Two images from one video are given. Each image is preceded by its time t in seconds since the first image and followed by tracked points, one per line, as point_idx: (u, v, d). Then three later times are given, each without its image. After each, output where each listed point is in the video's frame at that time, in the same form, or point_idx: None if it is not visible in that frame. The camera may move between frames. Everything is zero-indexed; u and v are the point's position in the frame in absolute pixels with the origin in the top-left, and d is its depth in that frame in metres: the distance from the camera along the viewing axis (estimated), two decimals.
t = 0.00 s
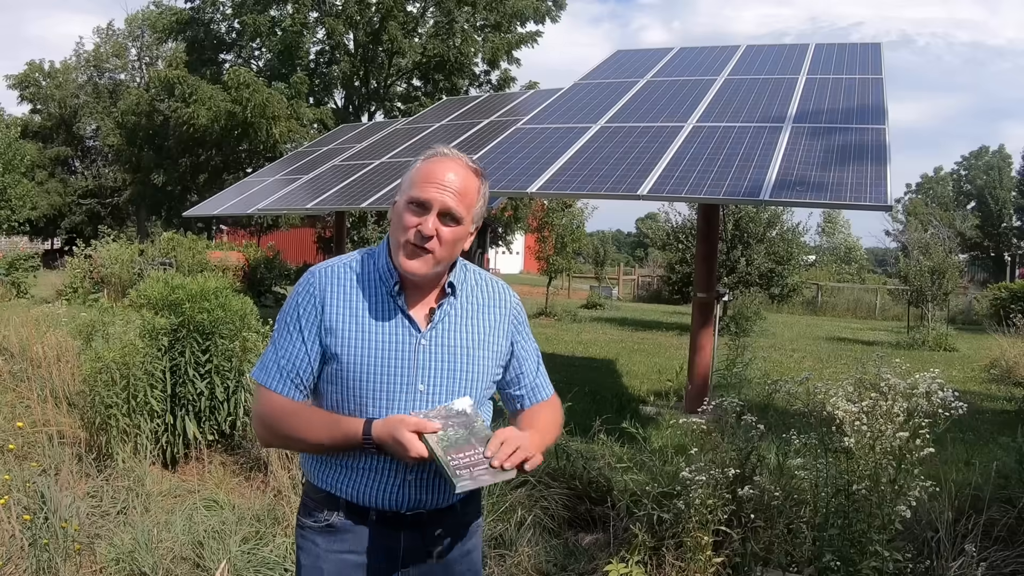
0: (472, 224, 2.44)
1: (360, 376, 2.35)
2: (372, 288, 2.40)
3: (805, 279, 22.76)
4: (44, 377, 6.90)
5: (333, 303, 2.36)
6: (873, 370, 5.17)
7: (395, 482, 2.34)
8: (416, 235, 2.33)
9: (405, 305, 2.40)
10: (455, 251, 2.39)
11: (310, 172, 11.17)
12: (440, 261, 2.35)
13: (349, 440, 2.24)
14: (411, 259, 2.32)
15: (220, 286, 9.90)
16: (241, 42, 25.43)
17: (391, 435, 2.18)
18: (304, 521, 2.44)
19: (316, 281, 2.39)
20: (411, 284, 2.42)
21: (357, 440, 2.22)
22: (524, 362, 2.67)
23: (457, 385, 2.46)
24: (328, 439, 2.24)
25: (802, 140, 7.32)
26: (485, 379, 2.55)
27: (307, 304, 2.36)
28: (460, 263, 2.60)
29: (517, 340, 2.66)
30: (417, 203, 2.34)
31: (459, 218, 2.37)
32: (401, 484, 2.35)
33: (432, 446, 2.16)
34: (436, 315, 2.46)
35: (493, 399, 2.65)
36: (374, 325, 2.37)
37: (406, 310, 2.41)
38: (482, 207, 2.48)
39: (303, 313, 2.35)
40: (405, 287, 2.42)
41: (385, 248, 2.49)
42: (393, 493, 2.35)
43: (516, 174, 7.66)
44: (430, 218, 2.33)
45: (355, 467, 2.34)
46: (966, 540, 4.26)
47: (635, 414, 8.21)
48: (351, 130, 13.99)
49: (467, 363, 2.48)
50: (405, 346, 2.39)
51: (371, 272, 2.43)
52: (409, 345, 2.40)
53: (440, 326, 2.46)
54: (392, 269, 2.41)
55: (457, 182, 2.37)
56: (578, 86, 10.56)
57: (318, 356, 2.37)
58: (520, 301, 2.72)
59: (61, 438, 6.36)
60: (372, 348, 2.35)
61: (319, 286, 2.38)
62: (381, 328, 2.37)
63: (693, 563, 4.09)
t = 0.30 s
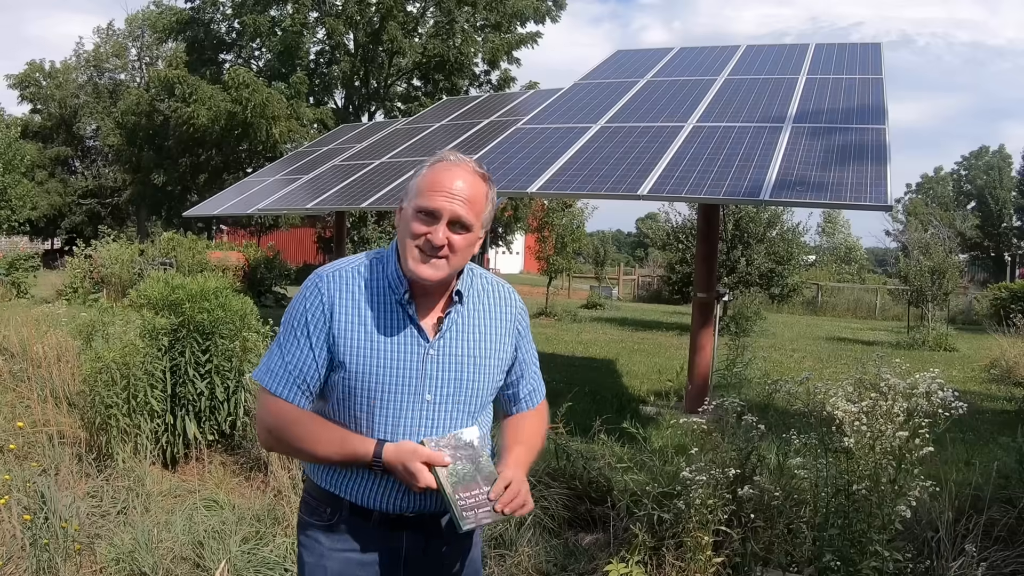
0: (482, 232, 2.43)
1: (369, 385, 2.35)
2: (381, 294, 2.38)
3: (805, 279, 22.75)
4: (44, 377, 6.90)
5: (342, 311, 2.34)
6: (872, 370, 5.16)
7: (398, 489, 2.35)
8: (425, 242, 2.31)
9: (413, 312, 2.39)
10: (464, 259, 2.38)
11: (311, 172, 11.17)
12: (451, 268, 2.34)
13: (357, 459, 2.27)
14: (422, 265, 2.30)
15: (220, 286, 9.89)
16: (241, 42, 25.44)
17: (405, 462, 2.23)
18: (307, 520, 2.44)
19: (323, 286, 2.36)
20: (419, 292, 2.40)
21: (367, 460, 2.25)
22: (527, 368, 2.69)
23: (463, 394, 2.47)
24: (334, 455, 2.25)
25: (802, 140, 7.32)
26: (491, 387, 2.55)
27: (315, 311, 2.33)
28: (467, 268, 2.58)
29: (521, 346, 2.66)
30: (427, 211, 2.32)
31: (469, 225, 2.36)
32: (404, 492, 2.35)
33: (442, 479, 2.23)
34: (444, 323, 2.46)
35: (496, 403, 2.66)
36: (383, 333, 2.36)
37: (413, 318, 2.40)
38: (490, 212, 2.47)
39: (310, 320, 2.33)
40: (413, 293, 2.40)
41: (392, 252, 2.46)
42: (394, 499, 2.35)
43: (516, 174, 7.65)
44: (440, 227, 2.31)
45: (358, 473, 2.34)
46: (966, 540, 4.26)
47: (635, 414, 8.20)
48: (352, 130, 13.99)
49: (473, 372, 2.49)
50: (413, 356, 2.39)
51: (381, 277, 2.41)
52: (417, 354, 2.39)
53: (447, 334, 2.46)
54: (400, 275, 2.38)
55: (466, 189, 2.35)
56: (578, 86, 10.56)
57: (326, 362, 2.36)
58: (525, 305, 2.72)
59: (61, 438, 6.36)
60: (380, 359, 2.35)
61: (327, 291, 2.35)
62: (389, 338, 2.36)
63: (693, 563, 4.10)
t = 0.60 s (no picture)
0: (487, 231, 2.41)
1: (371, 381, 2.35)
2: (383, 291, 2.39)
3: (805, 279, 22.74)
4: (44, 377, 6.89)
5: (345, 307, 2.35)
6: (872, 370, 5.16)
7: (404, 482, 2.35)
8: (442, 257, 2.29)
9: (413, 308, 2.40)
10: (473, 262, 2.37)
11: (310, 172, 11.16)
12: (462, 274, 2.34)
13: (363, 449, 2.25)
14: (439, 276, 2.30)
15: (220, 286, 9.88)
16: (241, 42, 25.45)
17: (410, 444, 2.18)
18: (310, 521, 2.43)
19: (325, 285, 2.37)
20: (419, 289, 2.42)
21: (372, 449, 2.22)
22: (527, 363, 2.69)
23: (463, 389, 2.47)
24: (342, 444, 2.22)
25: (802, 140, 7.33)
26: (491, 382, 2.55)
27: (317, 308, 2.34)
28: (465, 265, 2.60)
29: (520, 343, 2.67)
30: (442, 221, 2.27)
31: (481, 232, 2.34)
32: (409, 486, 2.36)
33: (454, 455, 2.17)
34: (444, 319, 2.46)
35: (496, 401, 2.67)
36: (384, 328, 2.36)
37: (414, 314, 2.40)
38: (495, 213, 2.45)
39: (312, 317, 2.33)
40: (414, 289, 2.41)
41: (393, 252, 2.47)
42: (398, 493, 2.36)
43: (516, 174, 7.65)
44: (457, 240, 2.28)
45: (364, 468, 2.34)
46: (966, 540, 4.27)
47: (635, 414, 8.20)
48: (352, 129, 13.99)
49: (473, 368, 2.49)
50: (414, 351, 2.39)
51: (382, 275, 2.42)
52: (418, 350, 2.39)
53: (447, 330, 2.46)
54: (401, 272, 2.41)
55: (474, 191, 2.32)
56: (578, 86, 10.56)
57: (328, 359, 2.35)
58: (523, 302, 2.73)
59: (61, 438, 6.36)
60: (382, 354, 2.35)
61: (330, 290, 2.36)
62: (391, 334, 2.36)
63: (693, 563, 4.10)
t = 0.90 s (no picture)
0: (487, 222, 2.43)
1: (374, 377, 2.34)
2: (381, 287, 2.40)
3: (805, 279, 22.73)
4: (44, 377, 6.89)
5: (344, 304, 2.35)
6: (872, 369, 5.16)
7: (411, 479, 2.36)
8: (456, 251, 2.30)
9: (411, 303, 2.41)
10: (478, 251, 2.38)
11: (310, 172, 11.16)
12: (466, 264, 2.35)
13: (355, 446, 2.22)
14: (452, 272, 2.31)
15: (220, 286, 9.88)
16: (241, 42, 25.45)
17: (401, 442, 2.10)
18: (314, 526, 2.43)
19: (322, 285, 2.37)
20: (418, 284, 2.44)
21: (360, 448, 2.17)
22: (531, 353, 2.72)
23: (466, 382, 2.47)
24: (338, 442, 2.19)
25: (802, 140, 7.33)
26: (493, 374, 2.56)
27: (315, 309, 2.33)
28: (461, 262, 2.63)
29: (520, 335, 2.70)
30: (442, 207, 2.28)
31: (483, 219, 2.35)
32: (415, 481, 2.36)
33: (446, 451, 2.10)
34: (443, 314, 2.48)
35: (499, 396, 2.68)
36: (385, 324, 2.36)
37: (413, 309, 2.42)
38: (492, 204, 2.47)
39: (310, 317, 2.32)
40: (413, 285, 2.44)
41: (389, 249, 2.48)
42: (405, 488, 2.36)
43: (516, 174, 7.66)
44: (467, 232, 2.30)
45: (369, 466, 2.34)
46: (967, 540, 4.26)
47: (635, 414, 8.21)
48: (352, 129, 13.99)
49: (476, 359, 2.50)
50: (416, 344, 2.40)
51: (381, 273, 2.44)
52: (419, 344, 2.40)
53: (448, 324, 2.47)
54: (399, 269, 2.43)
55: (474, 181, 2.34)
56: (578, 86, 10.56)
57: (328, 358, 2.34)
58: (520, 297, 2.77)
59: (61, 438, 6.35)
60: (384, 349, 2.35)
61: (326, 291, 2.36)
62: (392, 328, 2.37)
63: (693, 562, 4.10)
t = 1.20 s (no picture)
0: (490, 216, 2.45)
1: (381, 374, 2.34)
2: (390, 283, 2.40)
3: (804, 279, 22.73)
4: (44, 377, 6.89)
5: (349, 301, 2.35)
6: (873, 370, 5.16)
7: (419, 478, 2.38)
8: (443, 233, 2.33)
9: (421, 300, 2.41)
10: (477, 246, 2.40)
11: (311, 172, 11.16)
12: (464, 256, 2.37)
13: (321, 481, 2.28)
14: (434, 260, 2.32)
15: (220, 286, 9.88)
16: (241, 42, 25.45)
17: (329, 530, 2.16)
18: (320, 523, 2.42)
19: (328, 282, 2.37)
20: (428, 280, 2.44)
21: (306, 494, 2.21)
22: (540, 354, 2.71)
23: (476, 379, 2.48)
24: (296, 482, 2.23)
25: (802, 140, 7.33)
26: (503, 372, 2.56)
27: (321, 306, 2.33)
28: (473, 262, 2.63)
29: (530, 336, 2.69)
30: (436, 200, 2.32)
31: (479, 211, 2.38)
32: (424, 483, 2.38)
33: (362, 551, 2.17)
34: (452, 310, 2.48)
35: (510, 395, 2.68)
36: (392, 321, 2.36)
37: (422, 306, 2.41)
38: (495, 200, 2.49)
39: (316, 313, 2.32)
40: (423, 282, 2.43)
41: (400, 247, 2.49)
42: (412, 490, 2.37)
43: (516, 174, 7.66)
44: (456, 214, 2.32)
45: (376, 463, 2.35)
46: (966, 540, 4.27)
47: (635, 414, 8.21)
48: (351, 130, 13.99)
49: (485, 357, 2.50)
50: (424, 342, 2.40)
51: (391, 270, 2.44)
52: (428, 341, 2.40)
53: (457, 322, 2.47)
54: (409, 266, 2.43)
55: (471, 174, 2.36)
56: (578, 86, 10.56)
57: (333, 356, 2.34)
58: (530, 297, 2.76)
59: (61, 437, 6.35)
60: (392, 348, 2.35)
61: (332, 287, 2.36)
62: (399, 326, 2.37)
63: (694, 563, 4.10)
